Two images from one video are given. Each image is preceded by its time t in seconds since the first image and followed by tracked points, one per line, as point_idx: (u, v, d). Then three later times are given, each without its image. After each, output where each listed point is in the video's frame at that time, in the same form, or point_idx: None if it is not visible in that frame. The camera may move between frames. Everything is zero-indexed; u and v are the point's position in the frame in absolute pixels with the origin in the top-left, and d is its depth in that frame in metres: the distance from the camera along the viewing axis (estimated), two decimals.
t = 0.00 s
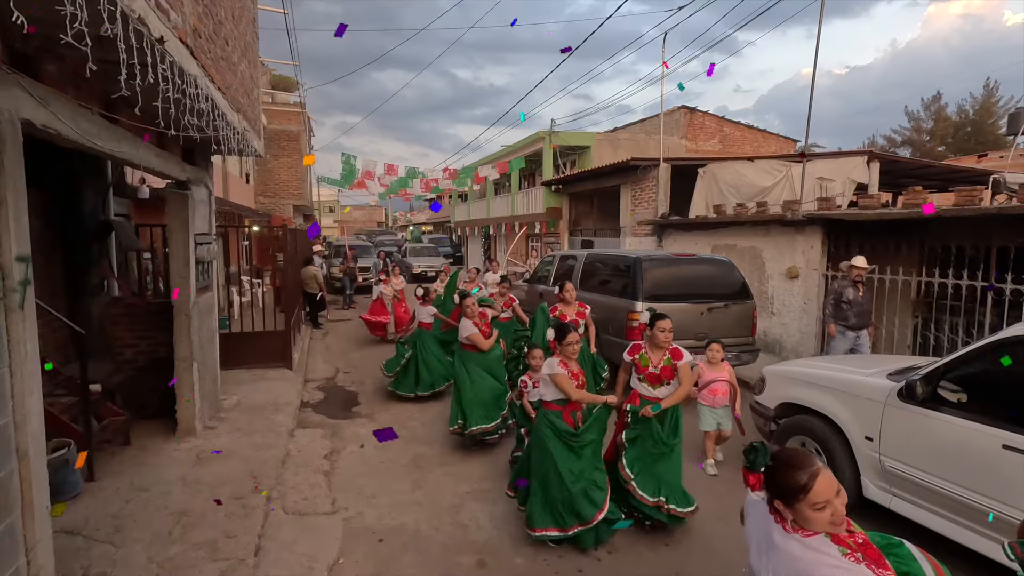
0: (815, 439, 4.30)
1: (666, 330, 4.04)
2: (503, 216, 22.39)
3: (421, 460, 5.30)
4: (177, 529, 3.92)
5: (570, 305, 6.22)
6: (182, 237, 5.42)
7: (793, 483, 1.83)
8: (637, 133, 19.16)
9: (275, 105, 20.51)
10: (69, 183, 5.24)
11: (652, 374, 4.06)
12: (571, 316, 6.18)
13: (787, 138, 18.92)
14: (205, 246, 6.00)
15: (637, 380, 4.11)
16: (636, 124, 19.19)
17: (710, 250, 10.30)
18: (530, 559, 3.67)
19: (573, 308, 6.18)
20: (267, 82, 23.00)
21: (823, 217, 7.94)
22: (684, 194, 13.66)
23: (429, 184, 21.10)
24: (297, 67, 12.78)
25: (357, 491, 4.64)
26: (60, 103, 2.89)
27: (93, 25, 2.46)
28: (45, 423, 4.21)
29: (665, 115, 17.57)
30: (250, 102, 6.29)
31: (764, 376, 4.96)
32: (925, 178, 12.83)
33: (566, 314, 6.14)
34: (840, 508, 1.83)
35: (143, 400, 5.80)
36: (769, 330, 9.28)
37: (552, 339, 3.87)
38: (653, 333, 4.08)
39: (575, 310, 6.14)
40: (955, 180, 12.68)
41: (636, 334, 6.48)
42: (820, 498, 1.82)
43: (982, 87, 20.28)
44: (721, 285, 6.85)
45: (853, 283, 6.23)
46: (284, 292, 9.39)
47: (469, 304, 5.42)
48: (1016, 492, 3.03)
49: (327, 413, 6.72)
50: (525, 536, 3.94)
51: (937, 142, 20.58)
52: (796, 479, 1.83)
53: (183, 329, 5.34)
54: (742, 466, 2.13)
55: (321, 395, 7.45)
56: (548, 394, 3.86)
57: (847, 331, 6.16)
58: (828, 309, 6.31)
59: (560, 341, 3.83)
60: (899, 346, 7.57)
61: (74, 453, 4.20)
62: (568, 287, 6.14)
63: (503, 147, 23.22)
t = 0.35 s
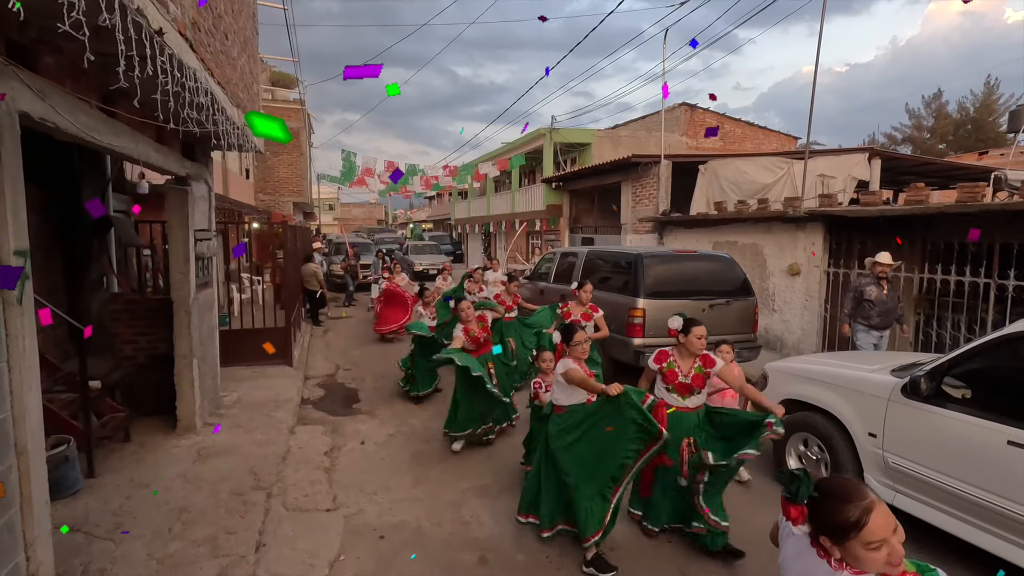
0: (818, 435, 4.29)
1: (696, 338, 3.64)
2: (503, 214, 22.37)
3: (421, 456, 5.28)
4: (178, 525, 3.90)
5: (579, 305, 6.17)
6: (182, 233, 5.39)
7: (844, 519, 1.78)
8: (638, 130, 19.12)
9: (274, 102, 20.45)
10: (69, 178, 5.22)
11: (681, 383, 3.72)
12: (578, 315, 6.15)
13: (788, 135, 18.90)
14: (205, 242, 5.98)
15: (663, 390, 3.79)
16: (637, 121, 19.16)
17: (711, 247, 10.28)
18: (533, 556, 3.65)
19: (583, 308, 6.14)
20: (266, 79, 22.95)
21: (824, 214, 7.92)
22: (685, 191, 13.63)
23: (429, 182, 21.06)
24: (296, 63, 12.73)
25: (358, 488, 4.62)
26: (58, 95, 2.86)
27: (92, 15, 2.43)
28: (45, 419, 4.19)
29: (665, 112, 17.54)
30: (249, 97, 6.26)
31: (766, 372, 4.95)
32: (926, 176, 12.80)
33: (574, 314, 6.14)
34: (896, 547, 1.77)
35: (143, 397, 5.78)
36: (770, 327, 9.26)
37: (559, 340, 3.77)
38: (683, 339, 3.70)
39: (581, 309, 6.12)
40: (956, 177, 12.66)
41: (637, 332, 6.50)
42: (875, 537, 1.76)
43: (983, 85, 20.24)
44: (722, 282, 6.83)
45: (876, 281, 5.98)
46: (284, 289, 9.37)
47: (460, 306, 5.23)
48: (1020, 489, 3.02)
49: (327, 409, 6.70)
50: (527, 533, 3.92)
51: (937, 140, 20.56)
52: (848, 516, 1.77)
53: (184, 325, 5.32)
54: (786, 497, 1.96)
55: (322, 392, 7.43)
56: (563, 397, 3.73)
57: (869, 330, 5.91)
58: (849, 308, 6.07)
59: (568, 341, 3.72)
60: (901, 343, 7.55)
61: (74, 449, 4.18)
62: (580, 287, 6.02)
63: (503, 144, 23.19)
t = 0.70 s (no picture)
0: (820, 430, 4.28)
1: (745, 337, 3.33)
2: (502, 209, 22.33)
3: (421, 451, 5.27)
4: (177, 521, 3.89)
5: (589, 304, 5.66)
6: (180, 228, 5.36)
7: (934, 546, 1.51)
8: (637, 125, 19.07)
9: (273, 97, 20.39)
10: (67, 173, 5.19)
11: (741, 390, 3.33)
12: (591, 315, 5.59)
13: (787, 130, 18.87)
14: (204, 237, 5.95)
15: (717, 396, 3.38)
16: (637, 116, 19.10)
17: (710, 241, 10.26)
18: (533, 551, 3.64)
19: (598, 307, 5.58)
20: (265, 74, 22.87)
21: (824, 209, 7.91)
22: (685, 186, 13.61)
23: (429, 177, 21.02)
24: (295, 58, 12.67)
25: (357, 483, 4.62)
26: (53, 88, 2.83)
27: (86, 6, 2.40)
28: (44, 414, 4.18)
29: (665, 107, 17.50)
30: (247, 91, 6.23)
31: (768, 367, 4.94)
32: (925, 170, 12.78)
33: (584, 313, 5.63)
34: None
35: (142, 393, 5.77)
36: (769, 322, 9.25)
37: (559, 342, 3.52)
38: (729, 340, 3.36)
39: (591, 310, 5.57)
40: (956, 172, 12.63)
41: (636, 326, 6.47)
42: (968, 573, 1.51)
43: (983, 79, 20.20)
44: (722, 276, 6.81)
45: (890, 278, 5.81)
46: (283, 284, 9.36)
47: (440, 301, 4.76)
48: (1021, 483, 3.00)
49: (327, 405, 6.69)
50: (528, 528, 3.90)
51: (937, 135, 20.51)
52: (938, 542, 1.51)
53: (182, 321, 5.30)
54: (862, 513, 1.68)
55: (321, 387, 7.43)
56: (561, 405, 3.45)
57: (889, 330, 5.72)
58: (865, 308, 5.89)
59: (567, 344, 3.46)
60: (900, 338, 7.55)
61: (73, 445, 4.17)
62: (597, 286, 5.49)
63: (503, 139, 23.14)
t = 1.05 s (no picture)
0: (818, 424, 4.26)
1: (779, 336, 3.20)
2: (502, 205, 22.30)
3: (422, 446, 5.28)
4: (178, 516, 3.89)
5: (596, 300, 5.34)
6: (180, 223, 5.35)
7: None
8: (637, 120, 19.04)
9: (271, 92, 20.28)
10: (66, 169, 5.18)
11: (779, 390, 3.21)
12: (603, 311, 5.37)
13: (787, 125, 18.83)
14: (203, 233, 5.94)
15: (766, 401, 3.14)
16: (637, 111, 19.05)
17: (711, 236, 10.25)
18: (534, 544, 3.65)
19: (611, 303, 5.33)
20: (263, 69, 22.76)
21: (824, 204, 7.91)
22: (685, 181, 13.59)
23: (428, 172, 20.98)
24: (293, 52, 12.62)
25: (358, 478, 4.62)
26: (51, 81, 2.81)
27: None
28: (44, 410, 4.17)
29: (665, 102, 17.46)
30: (246, 85, 6.20)
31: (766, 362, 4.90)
32: (925, 165, 12.77)
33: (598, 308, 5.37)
34: None
35: (142, 388, 5.76)
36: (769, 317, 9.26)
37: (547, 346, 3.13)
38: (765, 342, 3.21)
39: (608, 306, 5.34)
40: (956, 167, 12.63)
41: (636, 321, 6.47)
42: None
43: (983, 74, 20.17)
44: (722, 271, 6.81)
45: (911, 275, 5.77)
46: (282, 280, 9.34)
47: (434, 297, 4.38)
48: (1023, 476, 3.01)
49: (327, 400, 6.69)
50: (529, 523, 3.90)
51: (936, 130, 20.51)
52: None
53: (183, 316, 5.29)
54: None
55: (321, 383, 7.43)
56: (533, 410, 3.14)
57: (905, 329, 5.71)
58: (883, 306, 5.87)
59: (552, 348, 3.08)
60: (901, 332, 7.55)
61: (73, 440, 4.17)
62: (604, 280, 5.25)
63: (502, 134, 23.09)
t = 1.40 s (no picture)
0: (815, 419, 4.27)
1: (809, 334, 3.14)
2: (500, 201, 22.27)
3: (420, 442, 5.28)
4: (178, 512, 3.89)
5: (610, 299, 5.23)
6: (178, 219, 5.33)
7: None
8: (636, 115, 19.01)
9: (268, 88, 20.20)
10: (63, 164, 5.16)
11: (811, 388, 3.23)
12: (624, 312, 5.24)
13: (786, 121, 18.81)
14: (200, 229, 5.92)
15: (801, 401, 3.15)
16: (636, 107, 19.01)
17: (709, 232, 10.25)
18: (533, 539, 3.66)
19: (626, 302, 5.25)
20: (260, 64, 22.69)
21: (823, 200, 7.90)
22: (684, 177, 13.57)
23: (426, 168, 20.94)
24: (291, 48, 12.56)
25: (357, 474, 4.62)
26: (48, 77, 2.81)
27: None
28: (42, 407, 4.17)
29: (664, 98, 17.43)
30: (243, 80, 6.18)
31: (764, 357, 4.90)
32: (924, 161, 12.77)
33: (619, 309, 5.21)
34: None
35: (140, 385, 5.75)
36: (768, 313, 9.26)
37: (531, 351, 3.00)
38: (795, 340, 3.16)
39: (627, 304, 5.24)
40: (954, 163, 12.62)
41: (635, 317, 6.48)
42: None
43: (982, 70, 20.16)
44: (721, 267, 6.81)
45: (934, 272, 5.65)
46: (281, 276, 9.33)
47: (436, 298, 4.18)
48: (1019, 472, 3.03)
49: (326, 396, 6.68)
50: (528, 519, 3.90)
51: (936, 125, 20.51)
52: None
53: (181, 312, 5.29)
54: None
55: (320, 379, 7.42)
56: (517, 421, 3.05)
57: (918, 326, 5.66)
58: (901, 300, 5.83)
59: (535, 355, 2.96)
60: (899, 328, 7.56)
61: (71, 437, 4.16)
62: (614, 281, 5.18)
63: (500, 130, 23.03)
